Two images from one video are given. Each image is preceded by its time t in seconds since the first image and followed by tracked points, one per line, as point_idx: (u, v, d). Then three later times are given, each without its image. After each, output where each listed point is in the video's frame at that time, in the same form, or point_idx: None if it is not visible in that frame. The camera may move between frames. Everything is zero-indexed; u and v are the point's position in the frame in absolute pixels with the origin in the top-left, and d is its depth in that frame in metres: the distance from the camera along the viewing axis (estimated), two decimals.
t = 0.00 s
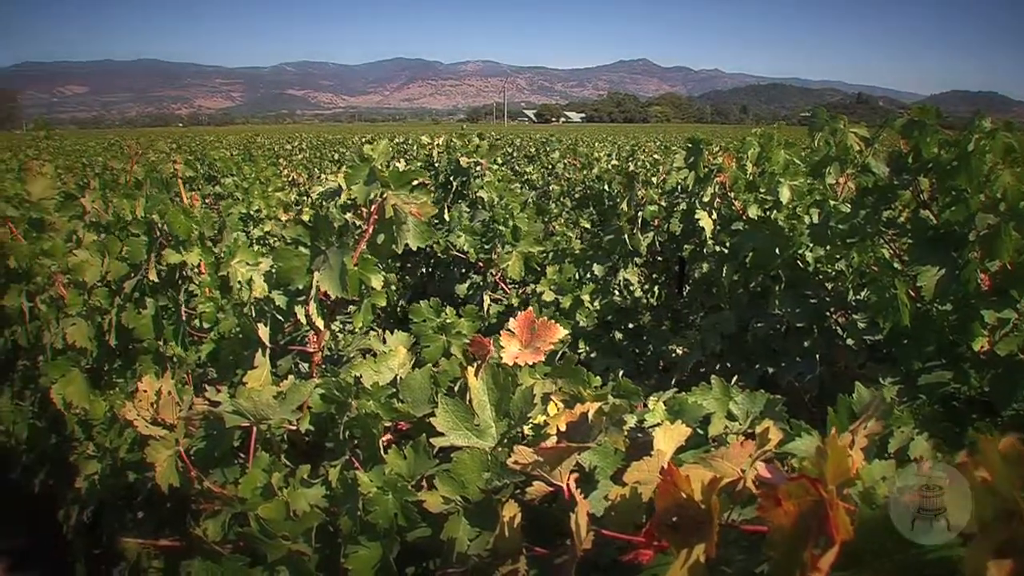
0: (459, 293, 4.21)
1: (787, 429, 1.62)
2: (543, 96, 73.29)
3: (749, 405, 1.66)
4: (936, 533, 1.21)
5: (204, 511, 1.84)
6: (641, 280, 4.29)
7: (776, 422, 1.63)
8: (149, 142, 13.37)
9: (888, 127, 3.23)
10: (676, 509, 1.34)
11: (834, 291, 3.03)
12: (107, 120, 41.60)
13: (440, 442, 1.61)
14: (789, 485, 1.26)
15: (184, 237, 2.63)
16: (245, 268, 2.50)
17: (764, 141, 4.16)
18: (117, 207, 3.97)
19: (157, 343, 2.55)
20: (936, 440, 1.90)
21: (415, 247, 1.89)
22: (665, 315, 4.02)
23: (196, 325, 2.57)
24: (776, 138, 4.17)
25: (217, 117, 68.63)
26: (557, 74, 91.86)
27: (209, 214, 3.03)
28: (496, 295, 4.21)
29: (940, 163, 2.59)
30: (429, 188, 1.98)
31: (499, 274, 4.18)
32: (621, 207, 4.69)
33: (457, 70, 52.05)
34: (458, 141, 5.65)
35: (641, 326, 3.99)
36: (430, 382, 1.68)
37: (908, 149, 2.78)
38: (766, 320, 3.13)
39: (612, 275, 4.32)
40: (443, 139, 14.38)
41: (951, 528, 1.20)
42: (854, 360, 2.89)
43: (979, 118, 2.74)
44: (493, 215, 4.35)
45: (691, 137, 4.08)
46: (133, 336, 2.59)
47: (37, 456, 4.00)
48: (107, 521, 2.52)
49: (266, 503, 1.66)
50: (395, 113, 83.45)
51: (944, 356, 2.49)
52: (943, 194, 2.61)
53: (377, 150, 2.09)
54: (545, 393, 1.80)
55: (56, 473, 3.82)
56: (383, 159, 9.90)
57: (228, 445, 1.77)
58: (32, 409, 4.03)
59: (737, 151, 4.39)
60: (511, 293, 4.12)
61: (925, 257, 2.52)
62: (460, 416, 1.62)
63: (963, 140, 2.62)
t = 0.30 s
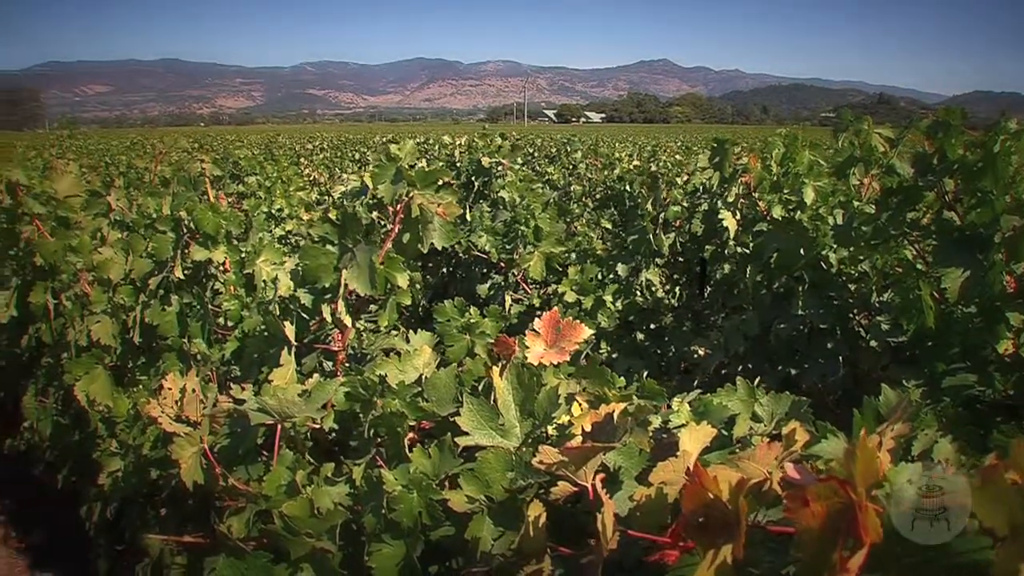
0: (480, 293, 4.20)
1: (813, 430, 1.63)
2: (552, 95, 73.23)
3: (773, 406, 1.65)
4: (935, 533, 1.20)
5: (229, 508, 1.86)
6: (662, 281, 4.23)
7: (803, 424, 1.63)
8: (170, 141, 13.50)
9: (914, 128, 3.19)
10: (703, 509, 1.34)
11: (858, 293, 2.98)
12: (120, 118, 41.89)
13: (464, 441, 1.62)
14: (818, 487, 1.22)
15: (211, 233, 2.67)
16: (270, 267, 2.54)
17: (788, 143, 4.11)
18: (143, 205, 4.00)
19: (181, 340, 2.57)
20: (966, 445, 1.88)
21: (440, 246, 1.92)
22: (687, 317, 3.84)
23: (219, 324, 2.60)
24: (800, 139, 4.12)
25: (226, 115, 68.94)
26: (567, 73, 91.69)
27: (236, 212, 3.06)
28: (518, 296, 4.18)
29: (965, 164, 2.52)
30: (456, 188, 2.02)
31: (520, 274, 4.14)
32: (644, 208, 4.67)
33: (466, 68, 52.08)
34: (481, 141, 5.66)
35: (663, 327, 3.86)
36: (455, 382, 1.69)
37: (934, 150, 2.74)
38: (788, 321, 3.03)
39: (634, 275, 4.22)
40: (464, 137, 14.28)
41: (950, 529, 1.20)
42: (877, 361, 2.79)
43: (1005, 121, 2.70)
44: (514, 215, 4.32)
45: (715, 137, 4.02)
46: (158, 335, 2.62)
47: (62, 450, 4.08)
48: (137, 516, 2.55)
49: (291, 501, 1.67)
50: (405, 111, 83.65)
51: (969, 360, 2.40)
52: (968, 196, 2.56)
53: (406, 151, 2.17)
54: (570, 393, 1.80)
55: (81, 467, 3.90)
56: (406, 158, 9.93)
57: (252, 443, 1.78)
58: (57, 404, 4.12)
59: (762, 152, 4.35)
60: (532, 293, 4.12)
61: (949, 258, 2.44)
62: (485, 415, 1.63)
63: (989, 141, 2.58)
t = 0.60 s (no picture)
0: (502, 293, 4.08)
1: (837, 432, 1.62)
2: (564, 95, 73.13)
3: (798, 408, 1.64)
4: (934, 533, 1.17)
5: (251, 507, 1.87)
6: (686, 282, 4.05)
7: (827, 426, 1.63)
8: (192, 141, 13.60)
9: (939, 129, 3.15)
10: (727, 513, 1.33)
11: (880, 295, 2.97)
12: (135, 116, 42.23)
13: (486, 442, 1.62)
14: (843, 492, 1.21)
15: (233, 232, 2.69)
16: (292, 266, 2.55)
17: (812, 143, 4.08)
18: (165, 204, 4.02)
19: (203, 338, 2.63)
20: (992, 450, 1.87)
21: (461, 245, 1.96)
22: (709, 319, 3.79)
23: (240, 322, 2.66)
24: (823, 140, 4.08)
25: (240, 114, 69.33)
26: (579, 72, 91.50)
27: (258, 211, 3.07)
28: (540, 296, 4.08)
29: (990, 165, 2.49)
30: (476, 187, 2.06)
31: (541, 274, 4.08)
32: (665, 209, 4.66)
33: (478, 67, 52.05)
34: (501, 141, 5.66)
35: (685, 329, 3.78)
36: (477, 382, 1.69)
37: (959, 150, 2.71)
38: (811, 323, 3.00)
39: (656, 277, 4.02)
40: (493, 136, 14.07)
41: (950, 530, 1.17)
42: (901, 363, 2.82)
43: None
44: (536, 215, 4.27)
45: (739, 138, 3.97)
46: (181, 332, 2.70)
47: (86, 447, 4.13)
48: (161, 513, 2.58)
49: (314, 500, 1.68)
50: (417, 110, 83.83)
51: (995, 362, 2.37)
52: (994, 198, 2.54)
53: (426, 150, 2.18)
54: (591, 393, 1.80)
55: (104, 464, 3.93)
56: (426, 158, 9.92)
57: (273, 442, 1.78)
58: (80, 401, 4.17)
59: (785, 152, 4.31)
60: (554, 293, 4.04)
61: (975, 261, 2.40)
62: (507, 415, 1.63)
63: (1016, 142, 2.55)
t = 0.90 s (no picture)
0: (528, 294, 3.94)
1: (864, 434, 1.62)
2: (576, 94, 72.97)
3: (826, 411, 1.64)
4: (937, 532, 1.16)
5: (276, 506, 1.88)
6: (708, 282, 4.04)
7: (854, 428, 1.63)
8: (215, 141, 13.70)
9: (969, 129, 3.11)
10: (756, 516, 1.32)
11: (906, 296, 2.94)
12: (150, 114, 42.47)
13: (512, 442, 1.62)
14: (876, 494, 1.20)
15: (258, 231, 2.71)
16: (316, 264, 2.58)
17: (839, 144, 4.03)
18: (189, 203, 4.03)
19: (228, 337, 2.73)
20: None
21: (488, 245, 1.97)
22: (732, 319, 3.75)
23: (265, 320, 2.71)
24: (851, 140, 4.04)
25: (252, 113, 69.63)
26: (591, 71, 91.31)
27: (283, 210, 3.09)
28: (564, 297, 4.04)
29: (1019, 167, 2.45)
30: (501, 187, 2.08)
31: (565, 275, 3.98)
32: (689, 209, 4.64)
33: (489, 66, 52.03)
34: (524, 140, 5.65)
35: (710, 330, 3.74)
36: (503, 383, 1.70)
37: (989, 151, 2.67)
38: (838, 324, 2.99)
39: (680, 277, 4.05)
40: (514, 135, 14.04)
41: (951, 529, 1.16)
42: (928, 366, 2.79)
43: None
44: (560, 214, 4.15)
45: (766, 137, 3.92)
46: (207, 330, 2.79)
47: (111, 443, 4.16)
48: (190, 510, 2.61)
49: (339, 499, 1.68)
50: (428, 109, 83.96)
51: None
52: None
53: (451, 150, 2.20)
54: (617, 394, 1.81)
55: (129, 460, 3.97)
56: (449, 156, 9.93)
57: (298, 440, 1.79)
58: (106, 398, 4.21)
59: (812, 153, 4.27)
60: (578, 294, 4.01)
61: (1003, 263, 2.30)
62: (533, 415, 1.63)
63: None
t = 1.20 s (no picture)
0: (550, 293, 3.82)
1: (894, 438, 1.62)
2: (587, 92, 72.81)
3: (855, 413, 1.63)
4: (934, 533, 1.18)
5: (303, 504, 1.89)
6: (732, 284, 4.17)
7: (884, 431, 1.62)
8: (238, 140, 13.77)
9: (999, 130, 3.07)
10: (787, 517, 1.33)
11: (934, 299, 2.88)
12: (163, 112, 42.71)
13: (539, 442, 1.62)
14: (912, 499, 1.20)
15: (284, 231, 2.75)
16: (342, 264, 2.59)
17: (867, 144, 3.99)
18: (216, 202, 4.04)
19: (254, 336, 2.77)
20: None
21: (516, 246, 2.01)
22: (756, 319, 3.77)
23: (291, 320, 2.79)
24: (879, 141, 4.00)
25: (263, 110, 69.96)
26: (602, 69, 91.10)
27: (309, 210, 3.11)
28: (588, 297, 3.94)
29: None
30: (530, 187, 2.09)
31: (591, 277, 3.87)
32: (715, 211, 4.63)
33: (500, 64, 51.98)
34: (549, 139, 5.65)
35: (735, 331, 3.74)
36: (529, 383, 1.69)
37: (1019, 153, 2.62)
38: (864, 327, 2.94)
39: (705, 278, 4.15)
40: (536, 135, 14.02)
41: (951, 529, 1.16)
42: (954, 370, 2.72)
43: None
44: (584, 214, 4.04)
45: (791, 140, 3.99)
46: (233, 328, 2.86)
47: (138, 440, 4.21)
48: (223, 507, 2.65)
49: (365, 498, 1.67)
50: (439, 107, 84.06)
51: None
52: None
53: (480, 151, 2.21)
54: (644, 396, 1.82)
55: (156, 457, 4.01)
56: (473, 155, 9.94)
57: (325, 439, 1.82)
58: (133, 395, 4.25)
59: (840, 154, 4.23)
60: (602, 294, 3.91)
61: None
62: (560, 416, 1.63)
63: None
